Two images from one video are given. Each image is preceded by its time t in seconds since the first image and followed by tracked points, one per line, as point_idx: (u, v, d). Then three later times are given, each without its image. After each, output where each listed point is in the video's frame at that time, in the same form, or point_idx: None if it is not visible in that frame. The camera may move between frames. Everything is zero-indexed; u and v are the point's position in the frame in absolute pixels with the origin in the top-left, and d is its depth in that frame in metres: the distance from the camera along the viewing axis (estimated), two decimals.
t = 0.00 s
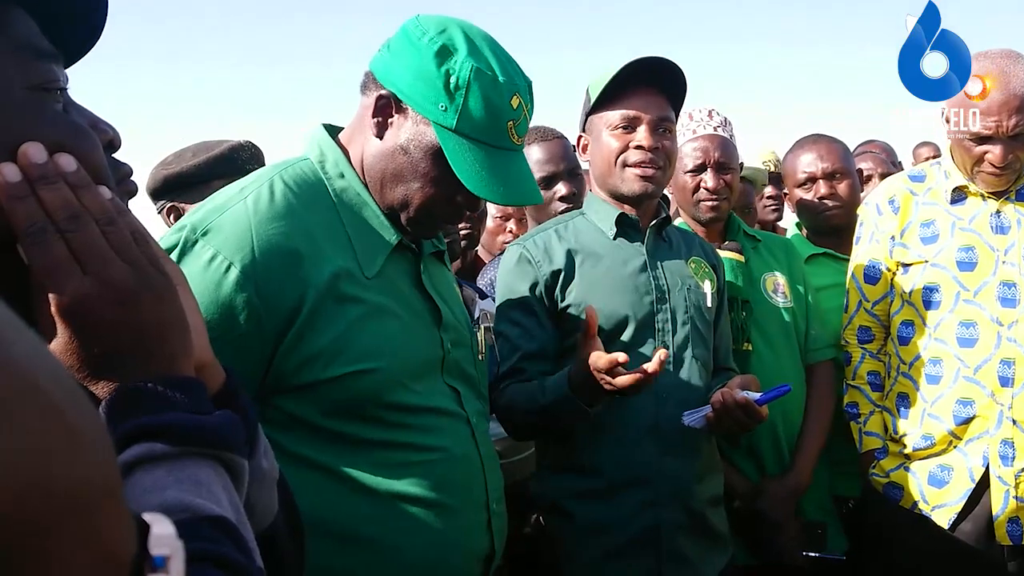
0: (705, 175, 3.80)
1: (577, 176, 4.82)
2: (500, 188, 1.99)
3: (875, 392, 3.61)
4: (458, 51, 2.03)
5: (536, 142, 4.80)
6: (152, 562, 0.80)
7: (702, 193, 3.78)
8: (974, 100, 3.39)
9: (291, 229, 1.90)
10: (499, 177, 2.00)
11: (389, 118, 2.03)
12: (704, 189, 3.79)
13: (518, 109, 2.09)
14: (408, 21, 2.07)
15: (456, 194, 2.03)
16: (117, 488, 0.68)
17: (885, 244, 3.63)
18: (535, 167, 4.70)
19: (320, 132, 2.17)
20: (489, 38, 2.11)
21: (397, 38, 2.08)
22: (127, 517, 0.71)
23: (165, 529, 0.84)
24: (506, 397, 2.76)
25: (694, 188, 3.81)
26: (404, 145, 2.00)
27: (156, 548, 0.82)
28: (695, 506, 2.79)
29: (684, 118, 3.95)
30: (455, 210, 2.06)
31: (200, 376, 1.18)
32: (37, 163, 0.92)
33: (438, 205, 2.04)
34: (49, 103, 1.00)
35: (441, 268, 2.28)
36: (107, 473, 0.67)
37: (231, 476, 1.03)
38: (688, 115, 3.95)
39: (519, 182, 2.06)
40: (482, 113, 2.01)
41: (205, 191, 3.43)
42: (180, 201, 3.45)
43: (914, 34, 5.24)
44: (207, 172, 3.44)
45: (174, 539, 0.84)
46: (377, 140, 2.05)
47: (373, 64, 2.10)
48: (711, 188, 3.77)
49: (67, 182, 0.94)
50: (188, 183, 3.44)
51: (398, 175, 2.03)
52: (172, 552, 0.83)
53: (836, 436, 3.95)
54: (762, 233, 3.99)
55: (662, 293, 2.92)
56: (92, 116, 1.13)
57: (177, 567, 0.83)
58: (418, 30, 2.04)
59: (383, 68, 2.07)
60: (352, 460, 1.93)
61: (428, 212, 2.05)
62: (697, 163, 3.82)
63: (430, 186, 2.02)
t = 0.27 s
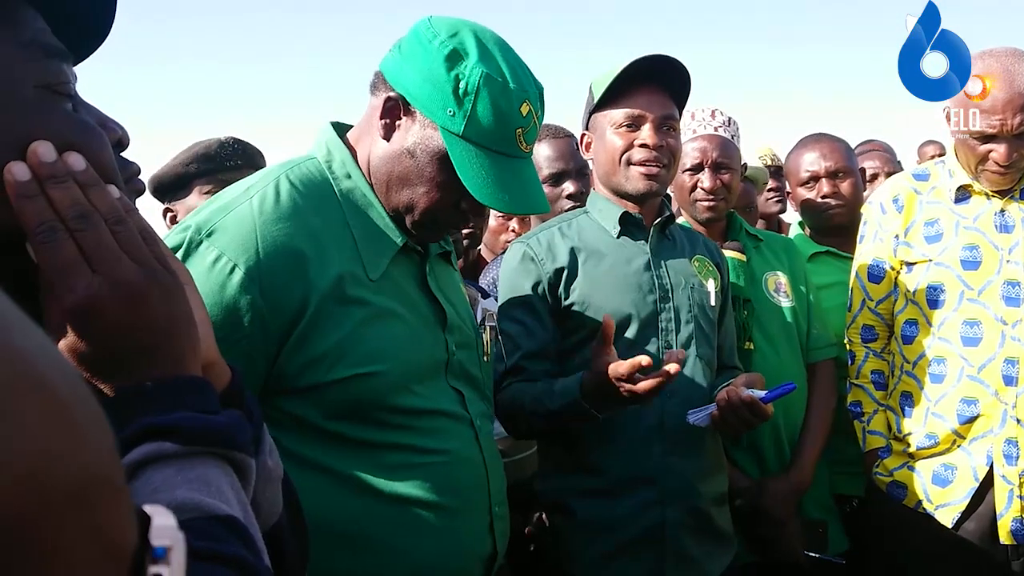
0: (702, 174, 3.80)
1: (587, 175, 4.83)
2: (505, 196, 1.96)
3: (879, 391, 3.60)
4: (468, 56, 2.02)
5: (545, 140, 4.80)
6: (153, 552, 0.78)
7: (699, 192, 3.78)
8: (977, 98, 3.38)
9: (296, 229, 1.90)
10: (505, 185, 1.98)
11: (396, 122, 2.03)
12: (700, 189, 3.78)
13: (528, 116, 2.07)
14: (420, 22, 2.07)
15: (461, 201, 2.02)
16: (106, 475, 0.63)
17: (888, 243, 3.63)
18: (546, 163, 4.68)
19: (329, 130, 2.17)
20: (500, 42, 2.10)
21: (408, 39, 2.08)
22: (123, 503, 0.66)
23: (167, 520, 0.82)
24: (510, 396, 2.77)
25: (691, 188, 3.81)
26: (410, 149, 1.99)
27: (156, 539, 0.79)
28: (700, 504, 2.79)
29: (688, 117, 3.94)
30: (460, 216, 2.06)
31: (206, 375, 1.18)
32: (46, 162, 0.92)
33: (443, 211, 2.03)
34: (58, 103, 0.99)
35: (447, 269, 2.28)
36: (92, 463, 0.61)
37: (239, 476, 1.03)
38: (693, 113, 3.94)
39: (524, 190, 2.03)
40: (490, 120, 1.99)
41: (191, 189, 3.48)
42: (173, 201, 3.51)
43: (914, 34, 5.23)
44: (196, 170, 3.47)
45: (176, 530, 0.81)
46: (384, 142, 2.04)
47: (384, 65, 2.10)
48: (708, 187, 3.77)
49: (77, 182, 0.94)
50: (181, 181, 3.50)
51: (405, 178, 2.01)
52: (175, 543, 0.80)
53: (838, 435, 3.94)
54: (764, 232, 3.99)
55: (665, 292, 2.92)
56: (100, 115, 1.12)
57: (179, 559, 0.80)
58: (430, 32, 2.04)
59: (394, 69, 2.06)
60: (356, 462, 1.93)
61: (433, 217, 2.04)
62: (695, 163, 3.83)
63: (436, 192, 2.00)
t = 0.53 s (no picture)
0: (706, 173, 3.79)
1: (593, 175, 4.82)
2: (507, 199, 1.96)
3: (882, 390, 3.59)
4: (473, 57, 2.01)
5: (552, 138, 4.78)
6: (147, 549, 0.76)
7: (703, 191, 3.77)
8: (981, 96, 3.37)
9: (297, 231, 1.90)
10: (508, 188, 1.98)
11: (400, 122, 2.03)
12: (705, 187, 3.77)
13: (533, 119, 2.06)
14: (426, 22, 2.06)
15: (464, 203, 2.02)
16: (104, 474, 0.61)
17: (892, 242, 3.62)
18: (554, 161, 4.68)
19: (332, 130, 2.16)
20: (506, 43, 2.09)
21: (413, 39, 2.07)
22: (121, 501, 0.64)
23: (160, 518, 0.79)
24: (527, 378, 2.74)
25: (695, 187, 3.80)
26: (413, 150, 1.99)
27: (150, 536, 0.77)
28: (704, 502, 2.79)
29: (693, 115, 3.94)
30: (463, 218, 2.05)
31: (213, 375, 1.18)
32: (53, 162, 0.92)
33: (447, 213, 2.03)
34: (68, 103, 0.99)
35: (451, 269, 2.27)
36: (89, 460, 0.60)
37: (244, 476, 1.03)
38: (699, 112, 3.94)
39: (527, 193, 2.03)
40: (495, 123, 1.99)
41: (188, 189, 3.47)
42: (174, 201, 3.49)
43: (914, 34, 5.22)
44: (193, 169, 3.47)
45: (170, 528, 0.79)
46: (387, 143, 2.04)
47: (389, 64, 2.10)
48: (711, 187, 3.77)
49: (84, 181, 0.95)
50: (179, 180, 3.50)
51: (407, 180, 2.02)
52: (169, 540, 0.78)
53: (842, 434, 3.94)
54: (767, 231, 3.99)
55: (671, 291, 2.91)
56: (108, 116, 1.13)
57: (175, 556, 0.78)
58: (435, 33, 2.04)
59: (398, 69, 2.06)
60: (358, 464, 1.93)
61: (435, 218, 2.04)
62: (699, 162, 3.81)
63: (438, 194, 2.00)
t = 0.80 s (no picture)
0: (709, 172, 3.78)
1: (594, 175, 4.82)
2: (507, 202, 1.96)
3: (883, 390, 3.58)
4: (473, 58, 2.01)
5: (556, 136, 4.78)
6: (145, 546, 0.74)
7: (705, 190, 3.77)
8: (981, 96, 3.37)
9: (296, 234, 1.90)
10: (508, 192, 1.98)
11: (399, 123, 2.02)
12: (707, 186, 3.76)
13: (533, 121, 2.06)
14: (426, 22, 2.06)
15: (464, 205, 2.02)
16: (104, 473, 0.61)
17: (892, 241, 3.62)
18: (557, 159, 4.68)
19: (333, 129, 2.16)
20: (507, 42, 2.08)
21: (414, 38, 2.07)
22: (119, 500, 0.64)
23: (160, 517, 0.79)
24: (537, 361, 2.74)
25: (697, 186, 3.80)
26: (413, 152, 1.99)
27: (150, 535, 0.76)
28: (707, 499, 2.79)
29: (697, 115, 3.95)
30: (463, 220, 2.04)
31: (218, 375, 1.18)
32: (60, 162, 0.92)
33: (446, 215, 2.03)
34: (76, 103, 0.99)
35: (452, 269, 2.27)
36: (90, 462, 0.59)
37: (248, 477, 1.03)
38: (702, 111, 3.94)
39: (527, 195, 2.03)
40: (495, 125, 1.99)
41: (200, 186, 3.43)
42: (179, 199, 3.44)
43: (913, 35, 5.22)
44: (206, 165, 3.45)
45: (167, 527, 0.79)
46: (386, 143, 2.04)
47: (390, 63, 2.09)
48: (712, 186, 3.76)
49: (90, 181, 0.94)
50: (190, 176, 3.45)
51: (407, 182, 2.02)
52: (168, 539, 0.78)
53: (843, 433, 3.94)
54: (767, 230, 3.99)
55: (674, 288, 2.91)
56: (116, 116, 1.13)
57: (173, 554, 0.78)
58: (435, 33, 2.03)
59: (398, 68, 2.06)
60: (360, 466, 1.93)
61: (435, 221, 2.04)
62: (703, 161, 3.80)
63: (438, 196, 2.00)
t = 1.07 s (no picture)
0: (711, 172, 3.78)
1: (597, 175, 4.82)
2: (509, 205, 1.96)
3: (885, 390, 3.59)
4: (479, 61, 2.01)
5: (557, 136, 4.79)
6: (152, 543, 0.74)
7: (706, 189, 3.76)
8: (984, 96, 3.36)
9: (300, 236, 1.90)
10: (510, 196, 1.98)
11: (403, 125, 2.02)
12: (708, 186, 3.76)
13: (539, 125, 2.06)
14: (433, 25, 2.06)
15: (469, 207, 2.02)
16: (104, 465, 0.60)
17: (894, 241, 3.63)
18: (559, 157, 4.67)
19: (337, 130, 2.16)
20: (514, 46, 2.09)
21: (421, 40, 2.07)
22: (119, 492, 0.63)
23: (166, 513, 0.79)
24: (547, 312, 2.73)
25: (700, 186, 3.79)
26: (417, 154, 1.99)
27: (155, 532, 0.76)
28: (708, 499, 2.78)
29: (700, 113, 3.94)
30: (467, 223, 2.05)
31: (222, 376, 1.18)
32: (67, 162, 0.91)
33: (450, 217, 2.03)
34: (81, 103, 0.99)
35: (455, 270, 2.27)
36: (97, 453, 0.60)
37: (252, 478, 1.03)
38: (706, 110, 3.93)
39: (531, 199, 2.04)
40: (500, 129, 1.99)
41: (210, 185, 3.43)
42: (188, 198, 3.41)
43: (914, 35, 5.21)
44: (218, 164, 3.45)
45: (174, 524, 0.78)
46: (391, 145, 2.03)
47: (395, 66, 2.10)
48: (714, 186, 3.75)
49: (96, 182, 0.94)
50: (198, 177, 3.43)
51: (412, 184, 2.01)
52: (173, 536, 0.77)
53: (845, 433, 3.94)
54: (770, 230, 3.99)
55: (670, 287, 2.91)
56: (121, 117, 1.13)
57: (178, 551, 0.78)
58: (442, 35, 2.03)
59: (404, 71, 2.06)
60: (362, 468, 1.93)
61: (439, 223, 2.03)
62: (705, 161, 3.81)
63: (443, 199, 2.00)
